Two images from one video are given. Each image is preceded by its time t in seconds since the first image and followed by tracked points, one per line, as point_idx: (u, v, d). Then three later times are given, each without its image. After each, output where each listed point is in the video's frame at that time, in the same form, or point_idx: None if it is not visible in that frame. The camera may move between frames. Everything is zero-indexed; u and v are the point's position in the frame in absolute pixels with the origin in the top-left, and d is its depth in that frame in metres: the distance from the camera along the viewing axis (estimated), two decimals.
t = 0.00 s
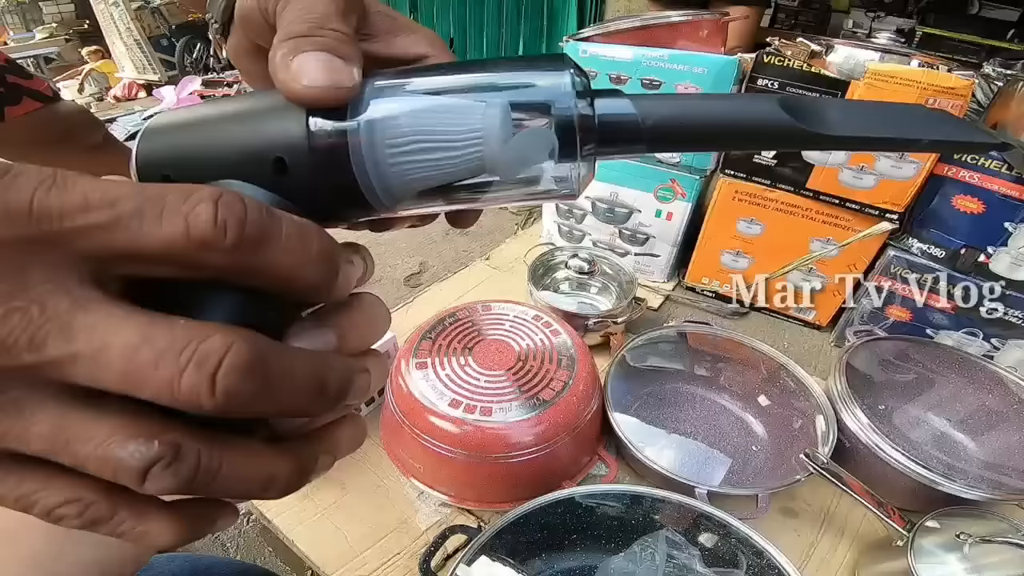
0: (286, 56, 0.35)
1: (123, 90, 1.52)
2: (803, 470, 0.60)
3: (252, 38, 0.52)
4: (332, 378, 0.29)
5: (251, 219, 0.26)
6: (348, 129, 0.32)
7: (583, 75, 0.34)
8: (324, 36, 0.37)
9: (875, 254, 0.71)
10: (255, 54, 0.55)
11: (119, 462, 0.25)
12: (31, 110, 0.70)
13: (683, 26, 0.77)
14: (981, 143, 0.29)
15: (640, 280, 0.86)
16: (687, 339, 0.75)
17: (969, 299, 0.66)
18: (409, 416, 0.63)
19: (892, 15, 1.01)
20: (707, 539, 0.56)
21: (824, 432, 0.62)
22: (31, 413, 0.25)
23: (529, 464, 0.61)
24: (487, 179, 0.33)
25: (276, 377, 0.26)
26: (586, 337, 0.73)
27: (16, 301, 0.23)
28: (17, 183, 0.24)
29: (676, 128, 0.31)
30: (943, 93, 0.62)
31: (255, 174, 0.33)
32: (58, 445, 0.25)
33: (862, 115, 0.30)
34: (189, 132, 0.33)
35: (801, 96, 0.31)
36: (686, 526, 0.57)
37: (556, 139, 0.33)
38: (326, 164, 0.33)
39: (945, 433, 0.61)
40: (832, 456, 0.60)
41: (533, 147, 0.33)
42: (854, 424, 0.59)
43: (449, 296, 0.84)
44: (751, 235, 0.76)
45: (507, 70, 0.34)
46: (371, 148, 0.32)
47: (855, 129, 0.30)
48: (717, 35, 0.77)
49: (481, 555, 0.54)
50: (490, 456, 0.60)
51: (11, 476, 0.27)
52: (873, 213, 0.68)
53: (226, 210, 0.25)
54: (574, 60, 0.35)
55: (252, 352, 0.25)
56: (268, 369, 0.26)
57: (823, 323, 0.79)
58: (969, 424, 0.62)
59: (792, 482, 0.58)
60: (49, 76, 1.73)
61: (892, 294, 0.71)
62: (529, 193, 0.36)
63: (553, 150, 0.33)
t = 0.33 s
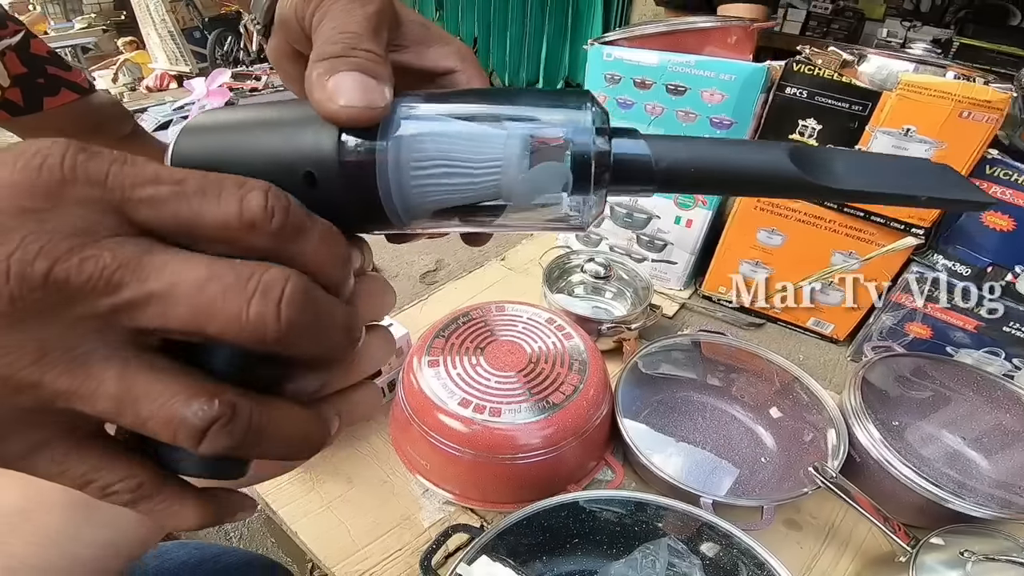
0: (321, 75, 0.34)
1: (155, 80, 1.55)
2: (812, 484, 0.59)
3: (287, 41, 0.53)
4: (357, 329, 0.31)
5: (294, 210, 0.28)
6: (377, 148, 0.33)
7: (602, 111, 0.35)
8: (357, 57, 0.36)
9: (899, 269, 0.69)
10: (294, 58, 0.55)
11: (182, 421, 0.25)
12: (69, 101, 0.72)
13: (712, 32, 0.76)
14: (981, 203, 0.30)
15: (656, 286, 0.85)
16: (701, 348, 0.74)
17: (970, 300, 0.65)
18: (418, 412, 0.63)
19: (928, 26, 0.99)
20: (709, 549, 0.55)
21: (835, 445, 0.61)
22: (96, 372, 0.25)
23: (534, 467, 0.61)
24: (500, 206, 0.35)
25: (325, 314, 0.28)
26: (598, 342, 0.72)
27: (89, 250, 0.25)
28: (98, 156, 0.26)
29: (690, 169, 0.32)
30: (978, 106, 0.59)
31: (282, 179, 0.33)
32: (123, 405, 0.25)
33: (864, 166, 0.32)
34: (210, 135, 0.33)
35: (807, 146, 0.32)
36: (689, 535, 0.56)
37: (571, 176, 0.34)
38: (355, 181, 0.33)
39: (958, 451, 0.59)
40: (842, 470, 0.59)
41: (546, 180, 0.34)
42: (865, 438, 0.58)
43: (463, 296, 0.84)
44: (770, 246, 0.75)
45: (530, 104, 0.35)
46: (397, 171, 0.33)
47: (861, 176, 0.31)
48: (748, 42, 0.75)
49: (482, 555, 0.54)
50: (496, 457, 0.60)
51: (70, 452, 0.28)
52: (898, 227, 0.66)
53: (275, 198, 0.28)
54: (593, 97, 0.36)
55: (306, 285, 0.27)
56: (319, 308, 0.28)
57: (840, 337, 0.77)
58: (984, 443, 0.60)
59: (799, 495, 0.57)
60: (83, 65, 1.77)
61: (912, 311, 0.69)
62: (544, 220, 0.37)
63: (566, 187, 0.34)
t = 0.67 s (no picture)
0: (339, 69, 0.34)
1: (167, 80, 1.54)
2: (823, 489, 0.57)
3: (294, 33, 0.52)
4: (361, 339, 0.30)
5: (293, 198, 0.25)
6: (396, 145, 0.32)
7: (624, 113, 0.35)
8: (377, 50, 0.36)
9: (916, 269, 0.67)
10: (300, 51, 0.55)
11: (176, 439, 0.25)
12: (76, 99, 0.71)
13: (722, 30, 0.75)
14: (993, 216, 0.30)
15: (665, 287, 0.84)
16: (711, 350, 0.72)
17: (971, 299, 0.65)
18: (423, 412, 0.62)
19: (942, 26, 0.99)
20: (716, 554, 0.54)
21: (847, 449, 0.59)
22: (87, 391, 0.25)
23: (539, 470, 0.60)
24: (518, 206, 0.34)
25: (323, 327, 0.27)
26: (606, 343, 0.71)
27: (74, 273, 0.24)
28: (65, 162, 0.24)
29: (714, 175, 0.31)
30: (997, 105, 0.58)
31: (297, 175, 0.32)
32: (115, 423, 0.25)
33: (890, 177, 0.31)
34: (225, 127, 0.32)
35: (829, 153, 0.31)
36: (696, 540, 0.55)
37: (593, 178, 0.33)
38: (372, 181, 0.32)
39: (973, 455, 0.58)
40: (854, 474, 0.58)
41: (564, 185, 0.34)
42: (878, 442, 0.57)
43: (469, 295, 0.83)
44: (783, 246, 0.74)
45: (545, 106, 0.34)
46: (416, 168, 0.33)
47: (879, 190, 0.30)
48: (760, 39, 0.74)
49: (486, 557, 0.53)
50: (502, 458, 0.59)
51: (65, 459, 0.28)
52: (914, 227, 0.65)
53: (265, 186, 0.24)
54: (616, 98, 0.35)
55: (306, 310, 0.26)
56: (318, 327, 0.27)
57: (852, 340, 0.76)
58: (1001, 447, 0.58)
59: (810, 501, 0.55)
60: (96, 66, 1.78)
61: (928, 313, 0.68)
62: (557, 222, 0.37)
63: (585, 190, 0.34)
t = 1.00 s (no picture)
0: (344, 85, 0.34)
1: (174, 82, 1.52)
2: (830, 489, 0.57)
3: (299, 42, 0.52)
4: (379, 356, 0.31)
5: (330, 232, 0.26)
6: (404, 162, 0.32)
7: (633, 125, 0.35)
8: (382, 65, 0.36)
9: (924, 270, 0.67)
10: (306, 60, 0.54)
11: (213, 458, 0.25)
12: (83, 102, 0.71)
13: (726, 29, 0.74)
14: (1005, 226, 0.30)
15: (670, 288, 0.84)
16: (718, 351, 0.72)
17: (970, 301, 0.65)
18: (429, 414, 0.62)
19: (948, 24, 0.99)
20: (723, 555, 0.54)
21: (857, 450, 0.59)
22: (128, 415, 0.25)
23: (544, 471, 0.60)
24: (527, 223, 0.34)
25: (348, 350, 0.28)
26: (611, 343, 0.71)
27: (114, 311, 0.24)
28: (103, 191, 0.24)
29: (726, 189, 0.31)
30: (1005, 103, 0.58)
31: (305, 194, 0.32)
32: (155, 445, 0.26)
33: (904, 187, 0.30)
34: (235, 142, 0.32)
35: (842, 164, 0.31)
36: (703, 542, 0.55)
37: (603, 195, 0.33)
38: (379, 196, 0.32)
39: (983, 456, 0.57)
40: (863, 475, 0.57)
41: (572, 202, 0.33)
42: (887, 443, 0.56)
43: (474, 297, 0.83)
44: (790, 246, 0.74)
45: (556, 121, 0.34)
46: (424, 184, 0.32)
47: (891, 202, 0.30)
48: (765, 38, 0.73)
49: (491, 559, 0.52)
50: (507, 460, 0.59)
51: (101, 478, 0.28)
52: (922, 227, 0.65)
53: (309, 220, 0.25)
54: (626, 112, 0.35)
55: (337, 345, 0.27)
56: (345, 354, 0.28)
57: (861, 340, 0.75)
58: (1011, 448, 0.58)
59: (818, 501, 0.55)
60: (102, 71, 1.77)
61: (937, 313, 0.68)
62: (564, 235, 0.36)
63: (595, 206, 0.33)
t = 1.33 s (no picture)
0: (344, 92, 0.34)
1: (176, 85, 1.52)
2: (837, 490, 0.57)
3: (305, 45, 0.52)
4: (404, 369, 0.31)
5: (326, 260, 0.24)
6: (407, 170, 0.32)
7: (647, 128, 0.34)
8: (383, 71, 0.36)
9: (928, 269, 0.67)
10: (310, 62, 0.55)
11: (234, 466, 0.27)
12: (85, 106, 0.72)
13: (727, 29, 0.74)
14: None
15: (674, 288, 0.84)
16: (721, 351, 0.72)
17: (970, 301, 0.65)
18: (432, 416, 0.62)
19: (949, 22, 0.99)
20: (729, 556, 0.54)
21: (862, 449, 0.59)
22: (149, 429, 0.27)
23: (549, 472, 0.60)
24: (535, 229, 0.35)
25: (367, 363, 0.28)
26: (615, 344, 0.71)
27: (136, 331, 0.24)
28: (113, 216, 0.24)
29: (746, 199, 0.30)
30: (1007, 101, 0.58)
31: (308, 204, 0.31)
32: (178, 455, 0.27)
33: (944, 196, 0.29)
34: (239, 149, 0.32)
35: (872, 173, 0.30)
36: (708, 543, 0.55)
37: (615, 203, 0.33)
38: (382, 206, 0.32)
39: (990, 455, 0.57)
40: (869, 475, 0.57)
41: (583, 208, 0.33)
42: (893, 442, 0.56)
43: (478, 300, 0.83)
44: (792, 246, 0.74)
45: (567, 123, 0.35)
46: (429, 190, 0.32)
47: (931, 213, 0.29)
48: (765, 38, 0.74)
49: (495, 560, 0.52)
50: (511, 461, 0.59)
51: (121, 484, 0.29)
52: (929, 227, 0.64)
53: (297, 251, 0.24)
54: (641, 115, 0.35)
55: (351, 363, 0.27)
56: (365, 367, 0.28)
57: (865, 340, 0.75)
58: (1019, 447, 0.58)
59: (823, 501, 0.55)
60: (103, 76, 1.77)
61: (942, 312, 0.67)
62: (570, 241, 0.37)
63: (607, 213, 0.33)
